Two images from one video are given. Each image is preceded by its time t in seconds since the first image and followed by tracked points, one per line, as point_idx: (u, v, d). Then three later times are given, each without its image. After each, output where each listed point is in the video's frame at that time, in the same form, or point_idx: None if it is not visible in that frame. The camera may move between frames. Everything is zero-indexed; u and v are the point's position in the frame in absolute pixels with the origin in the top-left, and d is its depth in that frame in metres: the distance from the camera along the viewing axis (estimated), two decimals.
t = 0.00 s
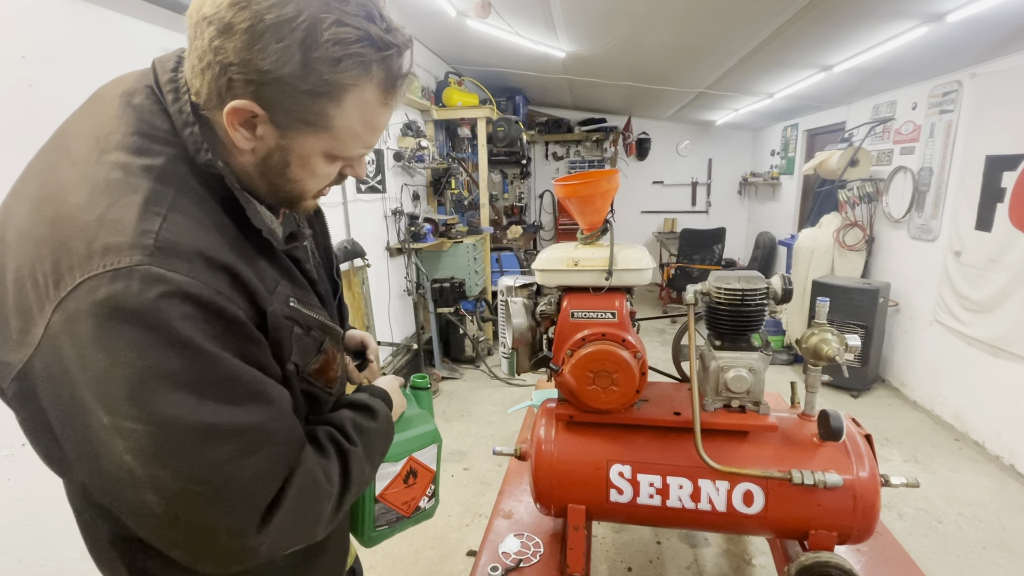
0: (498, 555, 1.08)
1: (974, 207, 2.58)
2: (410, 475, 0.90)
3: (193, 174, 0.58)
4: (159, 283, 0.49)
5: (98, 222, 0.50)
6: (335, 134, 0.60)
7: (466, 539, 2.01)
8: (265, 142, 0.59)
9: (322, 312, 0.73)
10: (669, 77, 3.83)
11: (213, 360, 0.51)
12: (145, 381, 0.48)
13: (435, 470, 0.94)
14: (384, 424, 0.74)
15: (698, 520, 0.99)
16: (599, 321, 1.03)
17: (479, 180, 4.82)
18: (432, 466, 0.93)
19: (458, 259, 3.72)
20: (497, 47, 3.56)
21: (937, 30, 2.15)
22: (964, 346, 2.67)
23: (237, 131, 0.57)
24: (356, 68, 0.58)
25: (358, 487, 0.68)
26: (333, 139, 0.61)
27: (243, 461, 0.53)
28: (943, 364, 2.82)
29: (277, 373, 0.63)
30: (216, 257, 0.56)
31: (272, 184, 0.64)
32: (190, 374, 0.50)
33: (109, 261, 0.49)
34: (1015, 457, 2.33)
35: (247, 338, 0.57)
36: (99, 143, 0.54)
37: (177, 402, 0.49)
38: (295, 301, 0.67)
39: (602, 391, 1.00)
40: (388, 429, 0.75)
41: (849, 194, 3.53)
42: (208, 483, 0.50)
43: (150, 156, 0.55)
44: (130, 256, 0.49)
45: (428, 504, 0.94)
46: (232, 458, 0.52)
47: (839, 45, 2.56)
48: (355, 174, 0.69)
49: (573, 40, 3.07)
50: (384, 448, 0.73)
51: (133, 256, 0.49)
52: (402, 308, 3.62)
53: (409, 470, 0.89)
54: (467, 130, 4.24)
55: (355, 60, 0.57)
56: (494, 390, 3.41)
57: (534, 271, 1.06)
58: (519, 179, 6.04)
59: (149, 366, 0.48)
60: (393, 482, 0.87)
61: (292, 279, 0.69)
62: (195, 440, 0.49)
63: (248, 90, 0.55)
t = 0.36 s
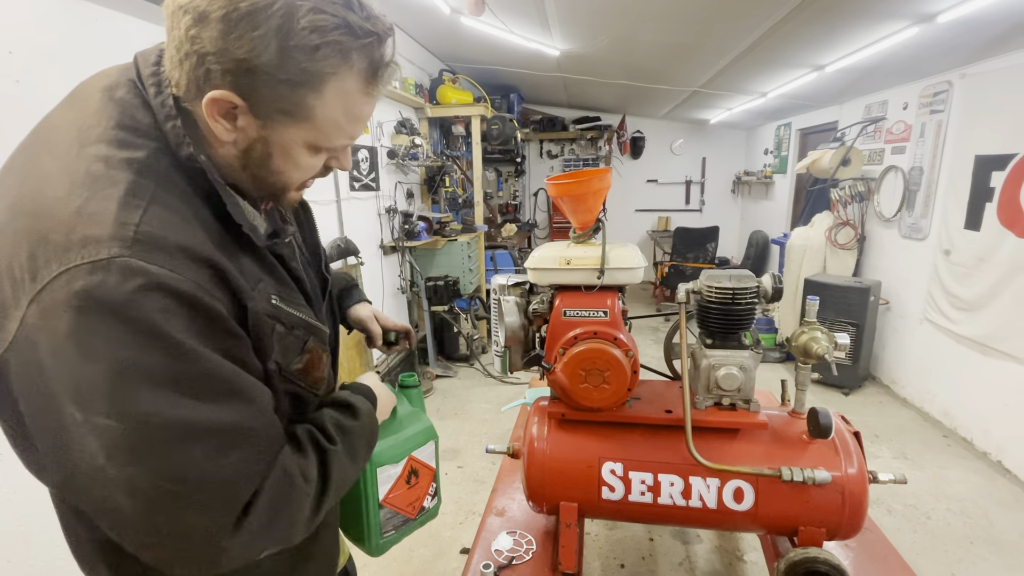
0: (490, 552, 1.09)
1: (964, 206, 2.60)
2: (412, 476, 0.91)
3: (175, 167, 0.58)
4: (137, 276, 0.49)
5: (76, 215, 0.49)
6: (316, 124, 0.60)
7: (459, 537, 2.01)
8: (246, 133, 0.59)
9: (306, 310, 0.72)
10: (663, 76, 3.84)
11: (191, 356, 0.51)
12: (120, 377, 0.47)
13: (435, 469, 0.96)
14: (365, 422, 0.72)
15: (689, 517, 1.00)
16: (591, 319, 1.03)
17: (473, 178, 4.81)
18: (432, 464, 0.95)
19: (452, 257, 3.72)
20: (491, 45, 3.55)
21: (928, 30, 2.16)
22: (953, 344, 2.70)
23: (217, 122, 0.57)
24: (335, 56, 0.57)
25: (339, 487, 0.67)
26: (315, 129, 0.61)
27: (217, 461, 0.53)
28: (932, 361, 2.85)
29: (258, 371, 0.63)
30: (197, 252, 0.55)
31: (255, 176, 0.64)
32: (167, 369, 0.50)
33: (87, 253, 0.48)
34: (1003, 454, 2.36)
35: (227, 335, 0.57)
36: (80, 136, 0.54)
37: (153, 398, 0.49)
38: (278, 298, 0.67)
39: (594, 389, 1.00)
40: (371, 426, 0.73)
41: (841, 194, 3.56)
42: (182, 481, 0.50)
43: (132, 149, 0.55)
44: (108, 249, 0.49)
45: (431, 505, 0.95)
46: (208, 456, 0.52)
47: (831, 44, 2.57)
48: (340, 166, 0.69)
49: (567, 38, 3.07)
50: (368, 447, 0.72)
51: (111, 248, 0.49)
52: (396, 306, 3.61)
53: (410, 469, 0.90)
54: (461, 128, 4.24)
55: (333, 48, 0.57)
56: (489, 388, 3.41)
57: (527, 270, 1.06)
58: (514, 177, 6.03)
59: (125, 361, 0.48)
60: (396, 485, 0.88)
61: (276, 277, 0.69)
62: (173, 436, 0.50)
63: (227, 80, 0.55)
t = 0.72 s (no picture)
0: (485, 550, 1.09)
1: (953, 205, 2.63)
2: (391, 463, 0.91)
3: (116, 155, 0.56)
4: (61, 264, 0.47)
5: (1, 202, 0.47)
6: (253, 94, 0.56)
7: (454, 536, 2.01)
8: (182, 110, 0.56)
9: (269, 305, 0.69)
10: (656, 74, 3.85)
11: (125, 348, 0.49)
12: (47, 369, 0.46)
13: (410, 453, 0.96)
14: (321, 407, 0.69)
15: (681, 513, 1.00)
16: (585, 317, 1.03)
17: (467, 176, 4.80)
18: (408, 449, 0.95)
19: (446, 254, 3.72)
20: (484, 42, 3.53)
21: (919, 30, 2.18)
22: (942, 341, 2.73)
23: (149, 100, 0.54)
24: (258, 14, 0.53)
25: (295, 484, 0.64)
26: (253, 100, 0.57)
27: (159, 458, 0.50)
28: (922, 358, 2.89)
29: (209, 366, 0.60)
30: (133, 240, 0.53)
31: (203, 156, 0.60)
32: (101, 362, 0.48)
33: (10, 241, 0.47)
34: (991, 449, 2.39)
35: (170, 326, 0.54)
36: (13, 124, 0.52)
37: (85, 391, 0.47)
38: (233, 291, 0.63)
39: (588, 387, 1.00)
40: (333, 419, 0.70)
41: (832, 192, 3.59)
42: (118, 479, 0.48)
43: (66, 135, 0.52)
44: (31, 236, 0.47)
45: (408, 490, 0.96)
46: (144, 453, 0.49)
47: (823, 44, 2.59)
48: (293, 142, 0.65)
49: (560, 36, 3.06)
50: (330, 441, 0.69)
51: (35, 235, 0.47)
52: (390, 305, 3.60)
53: (390, 456, 0.90)
54: (454, 126, 4.22)
55: (256, 6, 0.52)
56: (483, 387, 3.41)
57: (520, 267, 1.05)
58: (508, 175, 6.03)
59: (53, 352, 0.46)
60: (378, 473, 0.87)
61: (234, 269, 0.65)
62: (106, 433, 0.48)
63: (147, 50, 0.51)
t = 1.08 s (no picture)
0: (481, 549, 1.09)
1: (940, 203, 2.67)
2: (345, 483, 0.84)
3: (20, 136, 0.60)
4: None
5: None
6: (134, 51, 0.59)
7: (449, 535, 2.01)
8: (77, 81, 0.59)
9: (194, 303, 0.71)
10: (648, 74, 3.86)
11: None
12: None
13: (375, 476, 0.88)
14: (231, 406, 0.65)
15: (676, 510, 1.01)
16: (580, 315, 1.03)
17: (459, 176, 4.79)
18: (370, 472, 0.87)
19: (440, 254, 3.72)
20: (476, 41, 3.53)
21: (906, 31, 2.21)
22: (930, 338, 2.77)
23: (46, 75, 0.58)
24: None
25: (184, 484, 0.60)
26: (138, 59, 0.59)
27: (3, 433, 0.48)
28: (910, 355, 2.93)
29: (98, 348, 0.60)
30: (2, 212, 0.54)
31: (112, 129, 0.63)
32: None
33: None
34: (978, 444, 2.43)
35: (41, 303, 0.55)
36: None
37: None
38: (136, 276, 0.64)
39: (584, 385, 1.00)
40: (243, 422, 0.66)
41: (822, 191, 3.62)
42: None
43: None
44: None
45: (369, 515, 0.89)
46: None
47: (812, 44, 2.62)
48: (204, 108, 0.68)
49: (553, 35, 3.07)
50: (235, 447, 0.65)
51: None
52: (383, 305, 3.59)
53: (342, 477, 0.83)
54: (447, 125, 4.22)
55: None
56: (476, 386, 3.41)
57: (515, 266, 1.06)
58: (501, 175, 6.03)
59: None
60: (324, 492, 0.81)
61: (144, 253, 0.67)
62: None
63: (24, 19, 0.55)
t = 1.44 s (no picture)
0: (478, 550, 1.09)
1: (928, 203, 2.71)
2: (256, 494, 0.76)
3: None
4: None
5: None
6: (56, 47, 0.60)
7: (444, 537, 2.01)
8: (8, 76, 0.60)
9: (93, 290, 0.71)
10: (640, 75, 3.88)
11: None
12: None
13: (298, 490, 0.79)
14: (91, 379, 0.65)
15: (671, 508, 1.01)
16: (576, 316, 1.04)
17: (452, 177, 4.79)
18: (292, 486, 0.78)
19: (433, 255, 3.71)
20: (469, 42, 3.53)
21: (894, 34, 2.24)
22: (918, 336, 2.81)
23: None
24: None
25: (7, 455, 0.59)
26: (60, 54, 0.61)
27: None
28: (899, 353, 2.97)
29: None
30: None
31: (47, 121, 0.65)
32: None
33: None
34: (966, 440, 2.47)
35: None
36: None
37: None
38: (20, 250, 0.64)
39: (580, 385, 1.00)
40: (93, 405, 0.64)
41: (813, 191, 3.65)
42: None
43: None
44: None
45: (291, 535, 0.80)
46: None
47: (802, 47, 2.65)
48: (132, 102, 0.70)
49: (546, 37, 3.08)
50: (78, 424, 0.63)
51: None
52: (377, 307, 3.57)
53: (251, 487, 0.75)
54: (440, 126, 4.21)
55: None
56: (471, 387, 3.41)
57: (512, 267, 1.06)
58: (494, 176, 6.03)
59: None
60: (229, 501, 0.74)
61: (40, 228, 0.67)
62: None
63: None
